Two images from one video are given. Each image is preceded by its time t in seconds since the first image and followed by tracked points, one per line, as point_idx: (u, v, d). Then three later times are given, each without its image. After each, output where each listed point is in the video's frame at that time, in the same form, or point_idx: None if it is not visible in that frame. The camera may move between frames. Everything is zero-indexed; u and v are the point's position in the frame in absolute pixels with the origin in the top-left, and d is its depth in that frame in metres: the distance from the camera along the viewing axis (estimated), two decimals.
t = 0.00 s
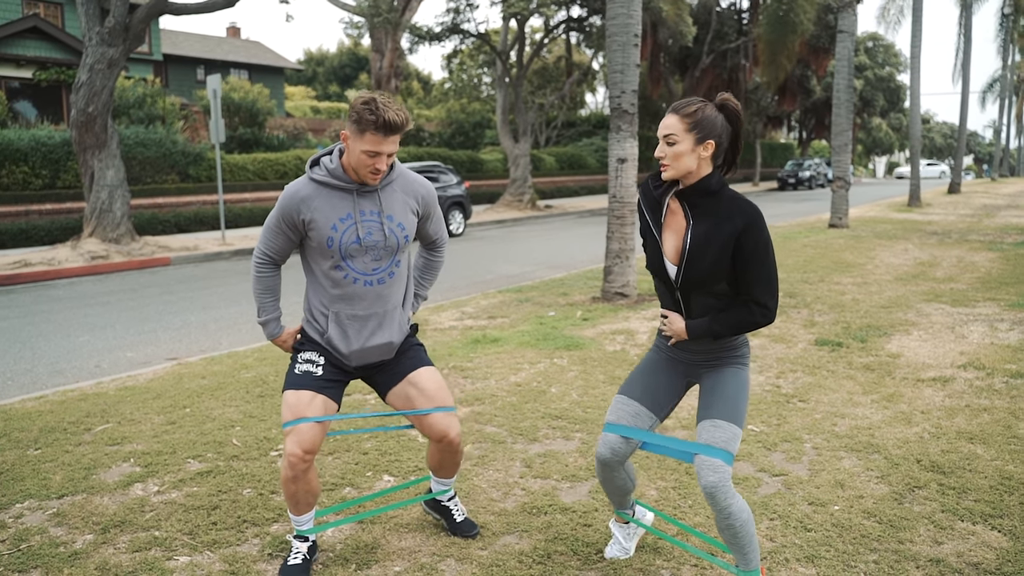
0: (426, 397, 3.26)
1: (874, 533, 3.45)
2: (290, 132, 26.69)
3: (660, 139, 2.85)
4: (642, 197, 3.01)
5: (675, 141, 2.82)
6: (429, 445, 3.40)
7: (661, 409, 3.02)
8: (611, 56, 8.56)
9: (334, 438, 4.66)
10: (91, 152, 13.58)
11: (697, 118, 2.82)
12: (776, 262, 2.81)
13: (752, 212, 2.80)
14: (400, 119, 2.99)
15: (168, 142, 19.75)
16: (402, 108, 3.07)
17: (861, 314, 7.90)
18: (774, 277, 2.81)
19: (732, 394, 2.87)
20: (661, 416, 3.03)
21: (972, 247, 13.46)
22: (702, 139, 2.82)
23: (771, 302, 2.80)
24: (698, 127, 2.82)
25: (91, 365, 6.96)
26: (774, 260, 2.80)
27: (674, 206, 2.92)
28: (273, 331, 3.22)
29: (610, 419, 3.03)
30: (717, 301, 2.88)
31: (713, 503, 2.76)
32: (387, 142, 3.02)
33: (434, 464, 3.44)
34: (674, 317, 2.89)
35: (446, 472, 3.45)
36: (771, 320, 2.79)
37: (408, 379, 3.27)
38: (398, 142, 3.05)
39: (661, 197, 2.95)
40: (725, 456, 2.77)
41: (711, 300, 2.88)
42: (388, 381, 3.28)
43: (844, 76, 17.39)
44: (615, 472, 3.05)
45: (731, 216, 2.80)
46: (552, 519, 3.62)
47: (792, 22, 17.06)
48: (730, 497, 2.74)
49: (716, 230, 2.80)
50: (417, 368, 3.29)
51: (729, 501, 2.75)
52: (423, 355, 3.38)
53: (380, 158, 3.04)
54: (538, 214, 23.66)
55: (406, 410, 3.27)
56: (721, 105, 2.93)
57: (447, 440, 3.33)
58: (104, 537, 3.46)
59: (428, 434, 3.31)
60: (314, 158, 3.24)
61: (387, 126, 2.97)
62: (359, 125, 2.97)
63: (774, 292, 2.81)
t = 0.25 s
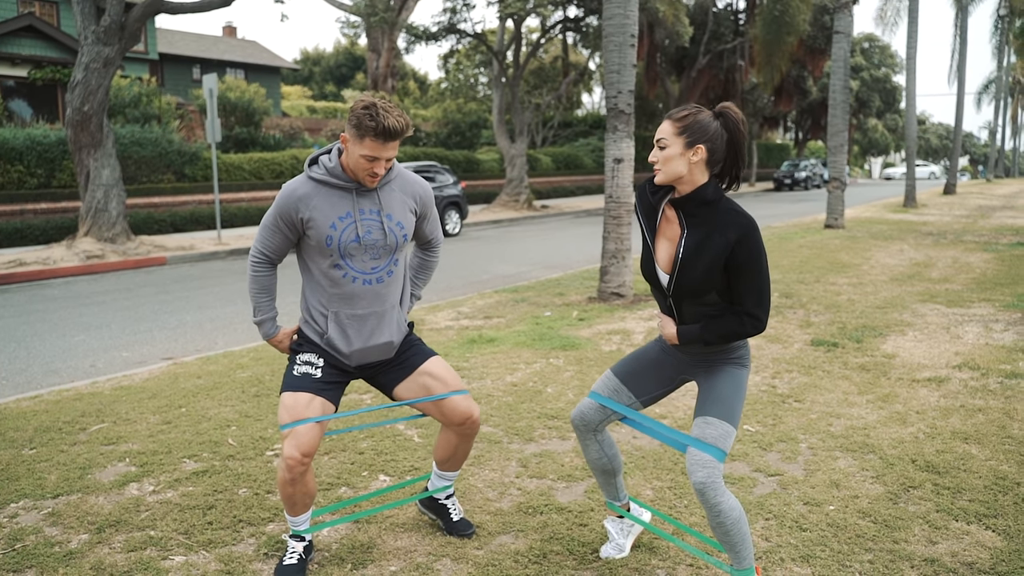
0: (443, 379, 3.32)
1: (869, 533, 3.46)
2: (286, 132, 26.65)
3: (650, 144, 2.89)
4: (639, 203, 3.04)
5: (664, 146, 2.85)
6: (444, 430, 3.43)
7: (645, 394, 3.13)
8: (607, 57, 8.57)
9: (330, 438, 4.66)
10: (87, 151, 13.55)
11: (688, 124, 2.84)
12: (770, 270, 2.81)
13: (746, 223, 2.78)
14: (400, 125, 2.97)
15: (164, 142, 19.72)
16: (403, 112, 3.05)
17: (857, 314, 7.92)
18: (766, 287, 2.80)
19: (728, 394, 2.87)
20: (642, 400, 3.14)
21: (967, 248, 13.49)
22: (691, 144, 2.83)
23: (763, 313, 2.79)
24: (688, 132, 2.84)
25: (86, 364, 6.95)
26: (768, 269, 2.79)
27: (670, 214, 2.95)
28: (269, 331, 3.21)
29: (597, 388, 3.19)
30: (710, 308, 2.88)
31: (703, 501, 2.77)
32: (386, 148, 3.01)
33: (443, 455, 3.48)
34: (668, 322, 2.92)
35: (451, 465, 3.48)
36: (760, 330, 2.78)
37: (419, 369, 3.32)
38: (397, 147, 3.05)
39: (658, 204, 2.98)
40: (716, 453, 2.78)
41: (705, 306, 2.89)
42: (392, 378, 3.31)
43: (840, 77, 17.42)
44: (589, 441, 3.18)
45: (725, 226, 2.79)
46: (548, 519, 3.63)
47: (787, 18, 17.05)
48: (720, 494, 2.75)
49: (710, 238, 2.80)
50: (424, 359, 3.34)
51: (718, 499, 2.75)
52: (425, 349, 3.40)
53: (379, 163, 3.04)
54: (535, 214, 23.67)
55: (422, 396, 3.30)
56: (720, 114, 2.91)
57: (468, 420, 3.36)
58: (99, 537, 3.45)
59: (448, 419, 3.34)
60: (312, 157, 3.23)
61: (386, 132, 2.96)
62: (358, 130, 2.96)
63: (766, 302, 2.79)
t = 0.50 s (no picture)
0: (447, 362, 3.39)
1: (864, 531, 3.47)
2: (282, 131, 26.60)
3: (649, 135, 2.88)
4: (637, 195, 3.03)
5: (664, 137, 2.84)
6: (450, 414, 3.45)
7: (651, 401, 3.09)
8: (603, 56, 8.58)
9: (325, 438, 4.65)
10: (82, 150, 13.52)
11: (688, 114, 2.85)
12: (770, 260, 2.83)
13: (747, 210, 2.79)
14: (397, 130, 2.98)
15: (159, 141, 19.68)
16: (400, 115, 3.06)
17: (852, 313, 7.93)
18: (767, 277, 2.82)
19: (729, 393, 2.88)
20: (649, 407, 3.09)
21: (962, 248, 13.53)
22: (691, 136, 2.83)
23: (764, 302, 2.81)
24: (688, 124, 2.84)
25: (81, 364, 6.93)
26: (768, 258, 2.80)
27: (670, 205, 2.95)
28: (266, 332, 3.19)
29: (600, 401, 3.11)
30: (711, 299, 2.89)
31: (706, 501, 2.77)
32: (381, 152, 3.01)
33: (443, 445, 3.49)
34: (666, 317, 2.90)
35: (450, 456, 3.50)
36: (763, 322, 2.80)
37: (422, 358, 3.35)
38: (393, 152, 3.05)
39: (658, 196, 2.97)
40: (721, 453, 2.78)
41: (707, 299, 2.89)
42: (393, 373, 3.32)
43: (835, 77, 17.45)
44: (597, 455, 3.12)
45: (727, 214, 2.80)
46: (544, 518, 3.63)
47: (782, 19, 17.11)
48: (724, 494, 2.75)
49: (711, 228, 2.80)
50: (424, 349, 3.38)
51: (723, 499, 2.76)
52: (423, 339, 3.44)
53: (375, 166, 3.05)
54: (530, 213, 23.67)
55: (429, 382, 3.34)
56: (717, 103, 2.93)
57: (475, 399, 3.41)
58: (94, 537, 3.44)
59: (455, 401, 3.38)
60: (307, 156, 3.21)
61: (383, 138, 2.97)
62: (355, 133, 2.96)
63: (766, 291, 2.81)
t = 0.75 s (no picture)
0: (440, 366, 3.36)
1: (861, 531, 3.48)
2: (279, 131, 26.56)
3: (669, 127, 2.85)
4: (640, 186, 3.02)
5: (686, 130, 2.82)
6: (441, 417, 3.45)
7: (665, 409, 3.03)
8: (600, 56, 8.58)
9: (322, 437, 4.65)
10: (78, 149, 13.50)
11: (707, 107, 2.84)
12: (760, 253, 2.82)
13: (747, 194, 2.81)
14: (396, 128, 2.97)
15: (156, 140, 19.64)
16: (400, 114, 3.05)
17: (848, 313, 7.95)
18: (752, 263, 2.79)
19: (729, 392, 2.87)
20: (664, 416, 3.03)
21: (958, 248, 13.55)
22: (712, 128, 2.84)
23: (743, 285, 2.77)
24: (708, 117, 2.83)
25: (78, 363, 6.92)
26: (758, 248, 2.79)
27: (673, 195, 2.95)
28: (263, 331, 3.19)
29: (619, 424, 2.99)
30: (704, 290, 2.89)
31: (708, 501, 2.78)
32: (381, 149, 3.00)
33: (436, 447, 3.50)
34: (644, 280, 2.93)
35: (445, 458, 3.51)
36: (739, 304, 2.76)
37: (416, 359, 3.34)
38: (391, 150, 3.03)
39: (660, 186, 2.97)
40: (723, 454, 2.79)
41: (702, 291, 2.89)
42: (387, 372, 3.32)
43: (832, 77, 17.48)
44: (626, 476, 3.05)
45: (726, 199, 2.81)
46: (541, 518, 3.63)
47: (779, 19, 17.21)
48: (727, 495, 2.76)
49: (710, 216, 2.82)
50: (419, 350, 3.38)
51: (726, 499, 2.76)
52: (418, 340, 3.43)
53: (375, 163, 3.05)
54: (527, 213, 23.67)
55: (422, 385, 3.33)
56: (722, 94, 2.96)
57: (468, 404, 3.41)
58: (91, 536, 3.44)
59: (448, 404, 3.38)
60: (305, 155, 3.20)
61: (383, 136, 2.96)
62: (354, 130, 2.96)
63: (749, 278, 2.78)
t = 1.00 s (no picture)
0: (428, 379, 3.30)
1: (858, 529, 3.48)
2: (276, 129, 26.53)
3: (667, 127, 2.86)
4: (641, 186, 3.03)
5: (682, 129, 2.83)
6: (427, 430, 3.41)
7: (665, 407, 3.03)
8: (598, 54, 8.58)
9: (320, 435, 4.65)
10: (76, 147, 13.48)
11: (705, 109, 2.84)
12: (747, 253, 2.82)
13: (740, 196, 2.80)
14: (394, 125, 2.96)
15: (153, 138, 19.61)
16: (399, 112, 3.04)
17: (846, 312, 7.95)
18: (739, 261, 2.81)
19: (726, 391, 2.88)
20: (664, 413, 3.04)
21: (956, 247, 13.57)
22: (709, 130, 2.84)
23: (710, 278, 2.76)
24: (705, 118, 2.84)
25: (75, 361, 6.91)
26: (746, 248, 2.79)
27: (671, 196, 2.94)
28: (261, 326, 3.20)
29: (621, 428, 3.00)
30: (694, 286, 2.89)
31: (705, 499, 2.79)
32: (380, 145, 3.01)
33: (426, 454, 3.47)
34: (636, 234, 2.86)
35: (437, 464, 3.47)
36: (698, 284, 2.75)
37: (407, 365, 3.30)
38: (389, 147, 3.04)
39: (659, 186, 2.97)
40: (720, 453, 2.80)
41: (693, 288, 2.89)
42: (380, 372, 3.29)
43: (830, 76, 17.49)
44: (629, 477, 3.05)
45: (719, 200, 2.81)
46: (538, 516, 3.63)
47: (777, 18, 17.22)
48: (725, 493, 2.77)
49: (701, 217, 2.82)
50: (414, 354, 3.34)
51: (723, 498, 2.77)
52: (415, 345, 3.40)
53: (374, 160, 3.05)
54: (525, 211, 23.66)
55: (409, 395, 3.28)
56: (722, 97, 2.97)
57: (450, 421, 3.34)
58: (88, 534, 3.44)
59: (430, 418, 3.31)
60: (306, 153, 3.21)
61: (380, 132, 2.96)
62: (352, 126, 2.96)
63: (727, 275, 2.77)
